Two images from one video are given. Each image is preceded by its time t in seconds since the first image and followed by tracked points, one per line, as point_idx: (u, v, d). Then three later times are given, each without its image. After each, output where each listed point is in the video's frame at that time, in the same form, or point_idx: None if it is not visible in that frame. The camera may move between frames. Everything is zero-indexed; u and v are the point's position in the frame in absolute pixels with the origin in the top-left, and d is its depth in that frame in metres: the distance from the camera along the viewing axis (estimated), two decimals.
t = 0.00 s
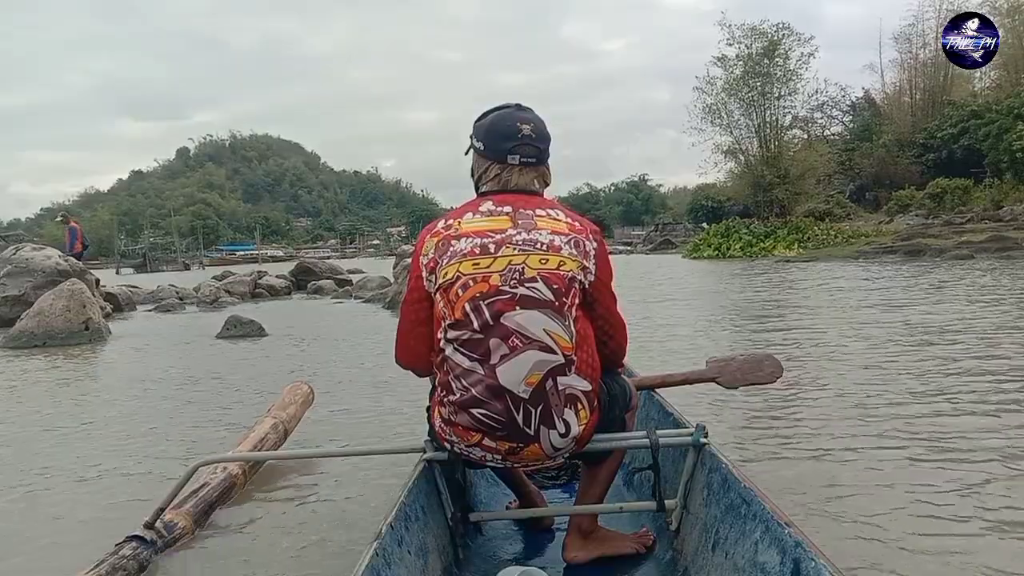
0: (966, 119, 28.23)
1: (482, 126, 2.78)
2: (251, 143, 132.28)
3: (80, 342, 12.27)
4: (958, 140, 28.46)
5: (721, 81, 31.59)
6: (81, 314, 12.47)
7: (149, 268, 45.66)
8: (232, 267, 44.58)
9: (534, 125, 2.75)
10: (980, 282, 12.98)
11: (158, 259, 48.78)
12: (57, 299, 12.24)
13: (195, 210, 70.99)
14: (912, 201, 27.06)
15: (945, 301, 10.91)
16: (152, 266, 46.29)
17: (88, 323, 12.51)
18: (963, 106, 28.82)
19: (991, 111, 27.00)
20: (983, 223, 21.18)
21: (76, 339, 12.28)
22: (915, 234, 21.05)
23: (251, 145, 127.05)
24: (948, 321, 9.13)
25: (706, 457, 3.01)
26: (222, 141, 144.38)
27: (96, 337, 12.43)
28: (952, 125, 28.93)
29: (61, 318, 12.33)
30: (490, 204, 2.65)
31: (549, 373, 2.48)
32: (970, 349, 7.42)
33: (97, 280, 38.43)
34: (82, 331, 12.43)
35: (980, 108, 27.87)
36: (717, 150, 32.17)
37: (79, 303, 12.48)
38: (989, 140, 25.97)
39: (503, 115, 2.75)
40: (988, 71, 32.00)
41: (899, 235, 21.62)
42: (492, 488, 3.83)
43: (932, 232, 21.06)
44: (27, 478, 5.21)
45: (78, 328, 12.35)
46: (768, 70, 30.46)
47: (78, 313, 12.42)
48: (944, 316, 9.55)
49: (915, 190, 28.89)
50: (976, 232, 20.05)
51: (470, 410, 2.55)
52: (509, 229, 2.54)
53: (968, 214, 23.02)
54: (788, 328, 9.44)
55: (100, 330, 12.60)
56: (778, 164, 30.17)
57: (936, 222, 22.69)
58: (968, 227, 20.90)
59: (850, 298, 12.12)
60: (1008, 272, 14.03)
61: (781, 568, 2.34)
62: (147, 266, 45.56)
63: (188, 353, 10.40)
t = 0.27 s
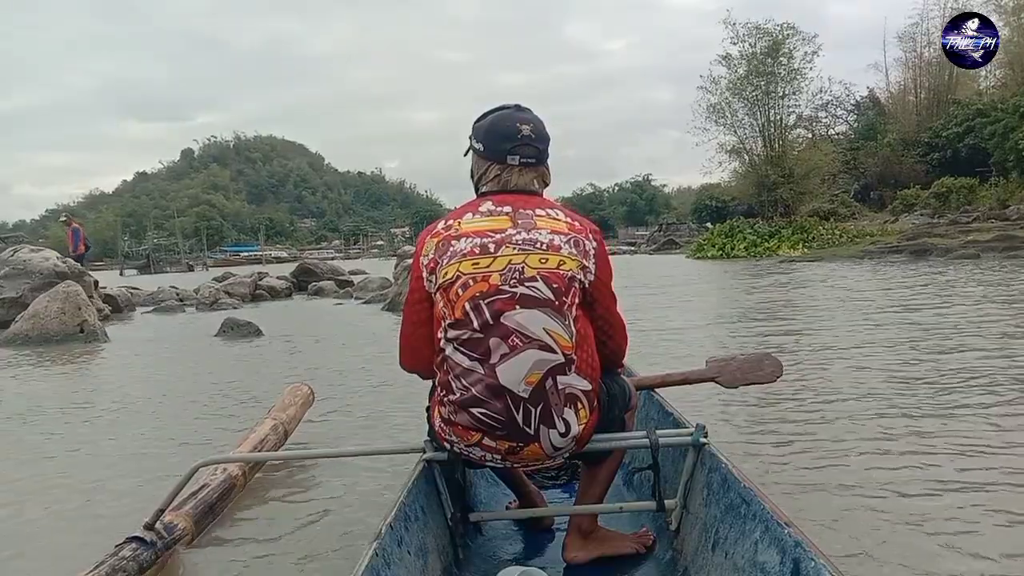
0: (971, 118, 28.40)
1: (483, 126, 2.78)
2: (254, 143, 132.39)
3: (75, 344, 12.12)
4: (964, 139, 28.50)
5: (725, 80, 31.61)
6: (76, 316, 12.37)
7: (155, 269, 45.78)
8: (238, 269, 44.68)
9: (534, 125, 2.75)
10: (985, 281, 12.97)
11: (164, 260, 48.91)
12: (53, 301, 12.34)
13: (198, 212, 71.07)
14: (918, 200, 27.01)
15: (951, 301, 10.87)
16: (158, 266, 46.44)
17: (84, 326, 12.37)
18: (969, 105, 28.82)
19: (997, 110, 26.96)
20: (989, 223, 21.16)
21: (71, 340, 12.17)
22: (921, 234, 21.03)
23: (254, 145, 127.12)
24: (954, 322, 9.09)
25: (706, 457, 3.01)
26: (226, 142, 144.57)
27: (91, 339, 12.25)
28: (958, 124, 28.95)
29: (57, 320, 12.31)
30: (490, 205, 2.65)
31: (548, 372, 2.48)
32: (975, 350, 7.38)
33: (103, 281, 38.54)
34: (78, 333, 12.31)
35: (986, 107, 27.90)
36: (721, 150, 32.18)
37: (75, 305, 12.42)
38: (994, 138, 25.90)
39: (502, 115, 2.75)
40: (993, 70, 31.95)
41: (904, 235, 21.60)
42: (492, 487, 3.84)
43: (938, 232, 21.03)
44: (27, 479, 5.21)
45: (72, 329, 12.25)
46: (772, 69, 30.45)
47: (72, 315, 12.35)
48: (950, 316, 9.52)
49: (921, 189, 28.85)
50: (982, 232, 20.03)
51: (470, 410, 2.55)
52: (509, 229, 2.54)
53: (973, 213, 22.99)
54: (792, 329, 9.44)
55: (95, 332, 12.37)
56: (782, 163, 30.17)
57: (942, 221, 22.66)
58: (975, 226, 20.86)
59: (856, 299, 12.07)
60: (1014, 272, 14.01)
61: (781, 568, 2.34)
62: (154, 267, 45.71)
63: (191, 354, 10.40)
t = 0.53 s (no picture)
0: (976, 116, 28.28)
1: (484, 127, 2.78)
2: (258, 143, 132.56)
3: (68, 344, 12.11)
4: (969, 137, 28.34)
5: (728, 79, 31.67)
6: (71, 316, 12.40)
7: (160, 267, 45.95)
8: (243, 267, 44.83)
9: (535, 126, 2.75)
10: (990, 280, 12.94)
11: (169, 259, 49.10)
12: (48, 301, 12.41)
13: (202, 211, 71.16)
14: (922, 199, 27.00)
15: (957, 300, 10.84)
16: (164, 265, 46.61)
17: (79, 326, 12.37)
18: (974, 103, 28.68)
19: (1001, 108, 26.93)
20: (994, 221, 21.14)
21: (65, 340, 12.17)
22: (925, 233, 21.01)
23: (257, 145, 127.24)
24: (960, 321, 9.07)
25: (706, 457, 3.01)
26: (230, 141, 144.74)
27: (86, 338, 12.22)
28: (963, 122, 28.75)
29: (51, 320, 12.35)
30: (490, 204, 2.65)
31: (548, 372, 2.49)
32: (981, 349, 7.36)
33: (110, 280, 38.68)
34: (72, 333, 12.31)
35: (992, 105, 27.75)
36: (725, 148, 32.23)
37: (69, 305, 12.44)
38: (999, 137, 25.87)
39: (503, 116, 2.75)
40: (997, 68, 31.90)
41: (909, 234, 21.60)
42: (492, 488, 3.85)
43: (943, 231, 21.02)
44: (28, 479, 5.22)
45: (66, 330, 12.26)
46: (776, 67, 30.50)
47: (67, 315, 12.37)
48: (956, 315, 9.49)
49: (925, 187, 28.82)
50: (987, 230, 20.01)
51: (470, 410, 2.55)
52: (509, 229, 2.54)
53: (978, 211, 22.96)
54: (796, 328, 9.43)
55: (89, 333, 12.34)
56: (786, 162, 30.18)
57: (946, 220, 22.64)
58: (980, 225, 20.84)
59: (861, 298, 12.05)
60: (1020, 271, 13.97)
61: (781, 568, 2.34)
62: (159, 266, 45.88)
63: (192, 353, 10.40)
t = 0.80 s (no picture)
0: (981, 116, 28.12)
1: (484, 127, 2.78)
2: (261, 142, 132.65)
3: (63, 345, 11.98)
4: (973, 137, 28.27)
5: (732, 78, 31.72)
6: (65, 315, 12.22)
7: (165, 266, 46.05)
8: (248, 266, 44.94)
9: (535, 126, 2.75)
10: (997, 281, 12.90)
11: (174, 258, 49.18)
12: (42, 301, 12.20)
13: (205, 210, 71.23)
14: (927, 199, 26.97)
15: (964, 301, 10.80)
16: (168, 264, 46.71)
17: (73, 326, 12.23)
18: (978, 102, 28.54)
19: (1006, 108, 26.87)
20: (999, 222, 21.11)
21: (59, 341, 12.01)
22: (930, 233, 20.99)
23: (260, 144, 127.30)
24: (966, 322, 9.02)
25: (706, 457, 3.00)
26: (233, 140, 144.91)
27: (82, 340, 12.12)
28: (967, 121, 28.62)
29: (45, 319, 12.13)
30: (490, 205, 2.65)
31: (548, 372, 2.48)
32: (987, 350, 7.33)
33: (115, 278, 38.77)
34: (67, 333, 12.17)
35: (997, 104, 27.61)
36: (728, 147, 32.27)
37: (63, 304, 12.25)
38: (1004, 137, 25.83)
39: (504, 116, 2.75)
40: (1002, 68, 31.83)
41: (913, 234, 21.59)
42: (492, 487, 3.85)
43: (948, 231, 20.99)
44: (29, 478, 5.22)
45: (61, 329, 12.09)
46: (780, 66, 30.56)
47: (61, 315, 12.20)
48: (962, 316, 9.47)
49: (929, 187, 28.79)
50: (993, 231, 19.98)
51: (470, 410, 2.55)
52: (509, 229, 2.54)
53: (983, 211, 22.93)
54: (801, 328, 9.41)
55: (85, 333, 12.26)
56: (790, 162, 30.20)
57: (951, 220, 22.61)
58: (985, 225, 20.82)
59: (866, 298, 12.01)
60: None
61: (781, 568, 2.34)
62: (164, 264, 45.98)
63: (193, 353, 10.38)
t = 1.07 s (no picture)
0: (986, 117, 28.07)
1: (486, 127, 2.78)
2: (264, 143, 132.83)
3: (59, 346, 11.90)
4: (978, 138, 28.25)
5: (736, 79, 31.76)
6: (60, 316, 12.04)
7: (170, 267, 46.19)
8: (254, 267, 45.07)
9: (536, 127, 2.76)
10: (1002, 284, 12.88)
11: (178, 259, 49.31)
12: (36, 300, 11.86)
13: (208, 211, 71.34)
14: (931, 201, 26.95)
15: (969, 304, 10.78)
16: (172, 264, 46.83)
17: (68, 326, 12.10)
18: (983, 104, 28.50)
19: (1012, 109, 26.85)
20: (1004, 224, 21.08)
21: (55, 342, 11.86)
22: (935, 235, 20.99)
23: (263, 145, 127.45)
24: (971, 325, 9.00)
25: (706, 457, 3.00)
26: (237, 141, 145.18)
27: (76, 342, 12.08)
28: (972, 123, 28.56)
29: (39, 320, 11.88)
30: (491, 204, 2.65)
31: (549, 372, 2.48)
32: (992, 353, 7.30)
33: (120, 279, 38.87)
34: (62, 334, 12.04)
35: (1001, 105, 27.51)
36: (732, 148, 32.31)
37: (58, 305, 12.02)
38: (1009, 139, 25.81)
39: (505, 116, 2.75)
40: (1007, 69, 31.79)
41: (918, 236, 21.59)
42: (492, 488, 3.85)
43: (953, 233, 20.98)
44: (30, 477, 5.22)
45: (57, 330, 11.92)
46: (784, 67, 30.61)
47: (56, 316, 11.99)
48: (967, 318, 9.45)
49: (934, 189, 28.77)
50: (998, 233, 19.97)
51: (470, 409, 2.55)
52: (510, 228, 2.54)
53: (988, 213, 22.90)
54: (806, 330, 9.40)
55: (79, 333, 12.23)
56: (794, 163, 30.25)
57: (956, 222, 22.60)
58: (990, 227, 20.80)
59: (871, 300, 12.00)
60: None
61: (781, 568, 2.34)
62: (169, 265, 46.12)
63: (194, 354, 10.38)
